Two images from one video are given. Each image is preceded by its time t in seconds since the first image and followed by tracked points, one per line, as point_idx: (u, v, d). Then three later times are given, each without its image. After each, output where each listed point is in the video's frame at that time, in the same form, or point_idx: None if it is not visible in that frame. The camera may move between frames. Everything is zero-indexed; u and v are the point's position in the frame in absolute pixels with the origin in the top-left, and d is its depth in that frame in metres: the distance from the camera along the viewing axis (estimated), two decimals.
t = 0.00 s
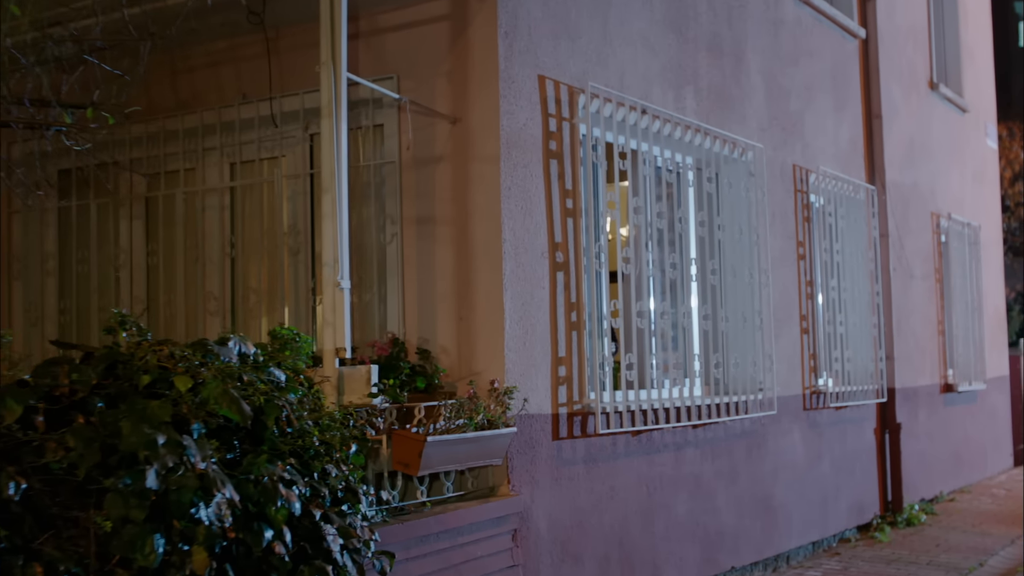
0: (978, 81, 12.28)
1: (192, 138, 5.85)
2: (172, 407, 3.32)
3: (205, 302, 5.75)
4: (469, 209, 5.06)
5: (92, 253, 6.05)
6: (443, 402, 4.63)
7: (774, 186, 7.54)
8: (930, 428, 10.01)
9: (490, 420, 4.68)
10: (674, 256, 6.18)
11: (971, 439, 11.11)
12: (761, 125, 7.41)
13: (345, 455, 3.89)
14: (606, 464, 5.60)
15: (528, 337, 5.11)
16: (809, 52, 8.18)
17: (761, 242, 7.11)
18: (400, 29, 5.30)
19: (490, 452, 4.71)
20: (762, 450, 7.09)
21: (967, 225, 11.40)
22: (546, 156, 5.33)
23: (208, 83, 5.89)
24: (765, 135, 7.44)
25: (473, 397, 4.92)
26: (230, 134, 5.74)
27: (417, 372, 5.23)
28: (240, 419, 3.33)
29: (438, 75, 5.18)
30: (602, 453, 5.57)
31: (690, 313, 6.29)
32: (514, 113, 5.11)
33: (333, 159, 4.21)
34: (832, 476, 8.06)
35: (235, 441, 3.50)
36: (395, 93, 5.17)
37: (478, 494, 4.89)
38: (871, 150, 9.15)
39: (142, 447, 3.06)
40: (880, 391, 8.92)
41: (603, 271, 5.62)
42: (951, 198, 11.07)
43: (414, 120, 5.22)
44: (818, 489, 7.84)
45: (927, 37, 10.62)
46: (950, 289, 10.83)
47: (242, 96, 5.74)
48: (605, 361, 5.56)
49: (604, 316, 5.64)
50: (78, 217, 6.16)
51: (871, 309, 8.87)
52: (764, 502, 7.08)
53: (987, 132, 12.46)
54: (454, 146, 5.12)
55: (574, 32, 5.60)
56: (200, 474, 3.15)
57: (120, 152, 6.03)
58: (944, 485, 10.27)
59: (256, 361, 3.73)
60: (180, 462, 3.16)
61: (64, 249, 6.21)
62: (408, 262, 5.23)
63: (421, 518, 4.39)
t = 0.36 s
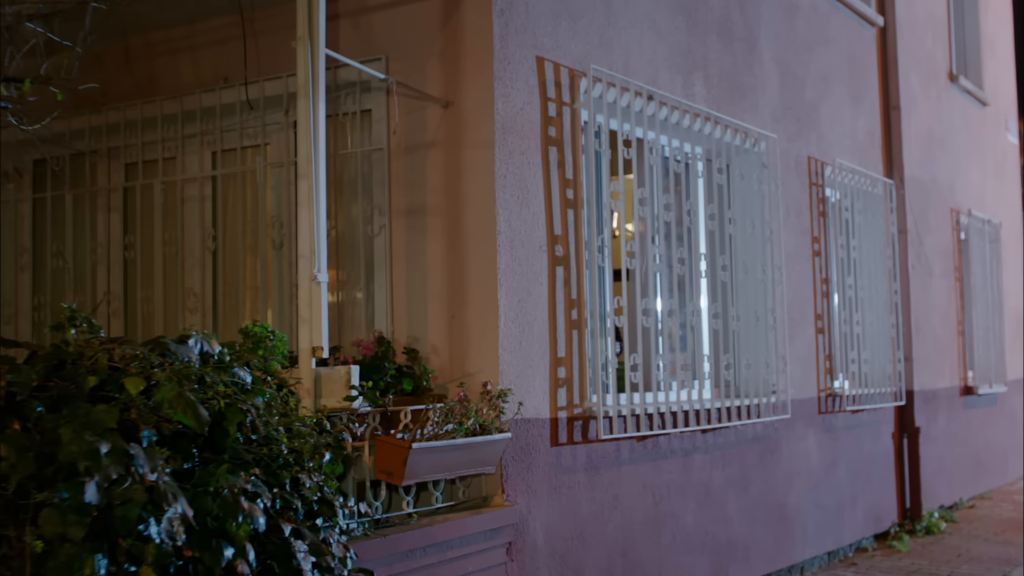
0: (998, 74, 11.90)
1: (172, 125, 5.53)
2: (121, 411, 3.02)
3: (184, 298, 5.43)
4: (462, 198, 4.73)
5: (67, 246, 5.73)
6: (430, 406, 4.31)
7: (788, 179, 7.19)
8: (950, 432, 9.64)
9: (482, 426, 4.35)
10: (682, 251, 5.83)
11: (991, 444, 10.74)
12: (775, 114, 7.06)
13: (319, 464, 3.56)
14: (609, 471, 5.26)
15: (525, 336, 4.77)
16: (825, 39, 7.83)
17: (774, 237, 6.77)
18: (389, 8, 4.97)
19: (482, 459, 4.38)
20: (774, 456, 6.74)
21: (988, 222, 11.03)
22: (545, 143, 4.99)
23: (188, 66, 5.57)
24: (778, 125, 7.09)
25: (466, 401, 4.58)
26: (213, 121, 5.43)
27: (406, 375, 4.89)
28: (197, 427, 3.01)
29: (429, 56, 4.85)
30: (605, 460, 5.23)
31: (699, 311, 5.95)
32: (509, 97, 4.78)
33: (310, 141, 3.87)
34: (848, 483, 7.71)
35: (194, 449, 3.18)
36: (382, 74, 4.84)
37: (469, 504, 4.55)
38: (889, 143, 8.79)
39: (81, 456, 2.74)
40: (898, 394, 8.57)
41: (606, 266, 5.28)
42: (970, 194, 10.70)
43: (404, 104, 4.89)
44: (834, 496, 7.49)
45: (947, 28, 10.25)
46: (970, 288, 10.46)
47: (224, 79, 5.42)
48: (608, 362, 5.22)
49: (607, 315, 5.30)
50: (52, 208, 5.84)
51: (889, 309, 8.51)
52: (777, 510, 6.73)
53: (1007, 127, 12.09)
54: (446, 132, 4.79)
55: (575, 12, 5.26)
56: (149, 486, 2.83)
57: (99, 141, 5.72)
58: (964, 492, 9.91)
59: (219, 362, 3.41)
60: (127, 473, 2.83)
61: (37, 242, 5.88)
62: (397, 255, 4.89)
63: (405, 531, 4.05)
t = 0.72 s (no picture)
0: (1013, 66, 11.57)
1: (143, 114, 5.22)
2: (55, 421, 2.62)
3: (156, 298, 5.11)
4: (447, 188, 4.42)
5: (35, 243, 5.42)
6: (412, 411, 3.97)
7: (797, 171, 6.87)
8: (965, 435, 9.30)
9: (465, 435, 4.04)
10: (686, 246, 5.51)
11: (1007, 447, 10.40)
12: (782, 103, 6.74)
13: (283, 476, 3.25)
14: (607, 480, 4.93)
15: (515, 336, 4.45)
16: (835, 26, 7.51)
17: (782, 231, 6.45)
18: None
19: (468, 468, 4.06)
20: (783, 462, 6.41)
21: (1003, 218, 10.69)
22: (537, 130, 4.67)
23: (160, 52, 5.26)
24: (786, 115, 6.77)
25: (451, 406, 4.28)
26: (185, 109, 5.11)
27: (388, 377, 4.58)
28: (139, 438, 2.68)
29: (412, 38, 4.53)
30: (603, 468, 4.90)
31: (704, 309, 5.63)
32: (498, 80, 4.46)
33: (277, 124, 3.56)
34: (861, 489, 7.38)
35: (140, 461, 2.83)
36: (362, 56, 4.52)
37: (456, 517, 4.22)
38: (902, 135, 8.46)
39: None
40: (912, 396, 8.24)
41: (603, 262, 4.96)
42: (985, 188, 10.36)
43: (387, 89, 4.58)
44: (846, 503, 7.15)
45: (960, 17, 9.92)
46: (985, 286, 10.13)
47: (196, 65, 5.10)
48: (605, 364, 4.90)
49: (605, 313, 4.98)
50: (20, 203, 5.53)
51: (903, 307, 8.18)
52: (786, 519, 6.40)
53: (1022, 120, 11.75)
54: (430, 117, 4.47)
55: None
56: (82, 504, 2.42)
57: (68, 131, 5.40)
58: (980, 497, 9.57)
59: (170, 365, 3.09)
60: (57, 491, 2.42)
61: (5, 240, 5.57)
62: (380, 250, 4.58)
63: (383, 547, 3.73)
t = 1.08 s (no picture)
0: None
1: (111, 107, 4.93)
2: None
3: (125, 302, 4.81)
4: (431, 181, 4.12)
5: None
6: (391, 422, 3.66)
7: (805, 168, 6.57)
8: (979, 443, 8.99)
9: (449, 448, 3.72)
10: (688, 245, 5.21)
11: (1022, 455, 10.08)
12: (789, 97, 6.45)
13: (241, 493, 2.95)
14: (605, 494, 4.63)
15: (505, 341, 4.15)
16: (844, 18, 7.21)
17: (789, 231, 6.15)
18: None
19: (453, 483, 3.75)
20: (791, 473, 6.11)
21: (1016, 219, 10.38)
22: (528, 121, 4.38)
23: (129, 41, 4.96)
24: (793, 109, 6.47)
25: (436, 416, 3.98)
26: (155, 101, 4.82)
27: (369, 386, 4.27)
28: (71, 456, 2.38)
29: (393, 22, 4.24)
30: (600, 481, 4.60)
31: (707, 313, 5.32)
32: (485, 67, 4.16)
33: (240, 110, 3.27)
34: (872, 500, 7.07)
35: (76, 481, 2.53)
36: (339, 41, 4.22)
37: (440, 535, 3.91)
38: (912, 132, 8.17)
39: None
40: (925, 403, 7.93)
41: (600, 262, 4.66)
42: (997, 188, 10.06)
43: (366, 77, 4.28)
44: (857, 515, 6.85)
45: (971, 11, 9.62)
46: (999, 289, 9.81)
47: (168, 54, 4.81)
48: (603, 371, 4.60)
49: (601, 316, 4.68)
50: None
51: (915, 310, 7.87)
52: (794, 533, 6.09)
53: None
54: (413, 106, 4.18)
55: None
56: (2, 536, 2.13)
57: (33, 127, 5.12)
58: (995, 506, 9.25)
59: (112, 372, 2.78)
60: None
61: None
62: (359, 249, 4.28)
63: (358, 570, 3.42)
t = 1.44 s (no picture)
0: None
1: (85, 99, 4.67)
2: None
3: (100, 307, 4.53)
4: (421, 175, 3.85)
5: None
6: (375, 433, 3.38)
7: (821, 165, 6.27)
8: (1001, 451, 8.68)
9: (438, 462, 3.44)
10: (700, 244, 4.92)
11: None
12: (804, 90, 6.15)
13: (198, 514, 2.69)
14: (610, 509, 4.35)
15: (500, 346, 3.86)
16: (860, 8, 6.92)
17: (804, 230, 5.85)
18: None
19: (443, 500, 3.46)
20: (808, 484, 5.81)
21: None
22: (526, 111, 4.09)
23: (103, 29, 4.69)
24: (808, 102, 6.18)
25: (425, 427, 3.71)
26: (131, 92, 4.56)
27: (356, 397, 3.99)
28: None
29: (381, 6, 3.97)
30: (603, 495, 4.31)
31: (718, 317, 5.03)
32: (479, 52, 3.88)
33: (206, 96, 3.01)
34: (892, 512, 6.76)
35: (9, 503, 2.25)
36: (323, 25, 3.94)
37: (431, 555, 3.63)
38: (931, 128, 7.87)
39: None
40: (945, 410, 7.63)
41: (603, 262, 4.38)
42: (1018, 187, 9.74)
43: (352, 65, 4.00)
44: (876, 527, 6.55)
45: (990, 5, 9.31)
46: (1020, 291, 9.50)
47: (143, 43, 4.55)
48: (607, 378, 4.31)
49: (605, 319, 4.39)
50: None
51: (935, 313, 7.56)
52: (811, 547, 5.80)
53: None
54: (402, 94, 3.90)
55: None
56: None
57: (5, 121, 4.86)
58: (1017, 517, 8.93)
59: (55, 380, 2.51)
60: None
61: None
62: (345, 247, 3.99)
63: None
